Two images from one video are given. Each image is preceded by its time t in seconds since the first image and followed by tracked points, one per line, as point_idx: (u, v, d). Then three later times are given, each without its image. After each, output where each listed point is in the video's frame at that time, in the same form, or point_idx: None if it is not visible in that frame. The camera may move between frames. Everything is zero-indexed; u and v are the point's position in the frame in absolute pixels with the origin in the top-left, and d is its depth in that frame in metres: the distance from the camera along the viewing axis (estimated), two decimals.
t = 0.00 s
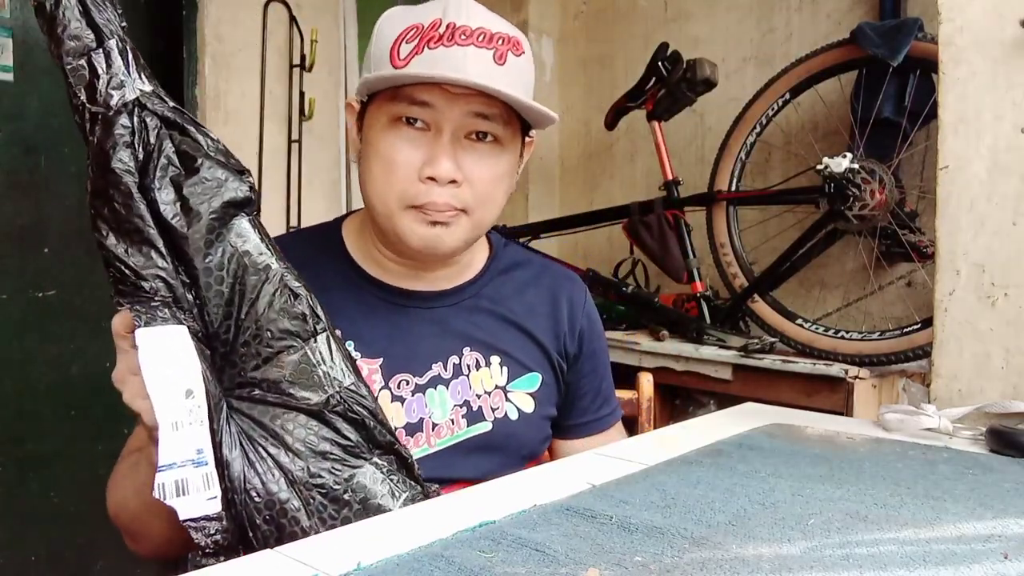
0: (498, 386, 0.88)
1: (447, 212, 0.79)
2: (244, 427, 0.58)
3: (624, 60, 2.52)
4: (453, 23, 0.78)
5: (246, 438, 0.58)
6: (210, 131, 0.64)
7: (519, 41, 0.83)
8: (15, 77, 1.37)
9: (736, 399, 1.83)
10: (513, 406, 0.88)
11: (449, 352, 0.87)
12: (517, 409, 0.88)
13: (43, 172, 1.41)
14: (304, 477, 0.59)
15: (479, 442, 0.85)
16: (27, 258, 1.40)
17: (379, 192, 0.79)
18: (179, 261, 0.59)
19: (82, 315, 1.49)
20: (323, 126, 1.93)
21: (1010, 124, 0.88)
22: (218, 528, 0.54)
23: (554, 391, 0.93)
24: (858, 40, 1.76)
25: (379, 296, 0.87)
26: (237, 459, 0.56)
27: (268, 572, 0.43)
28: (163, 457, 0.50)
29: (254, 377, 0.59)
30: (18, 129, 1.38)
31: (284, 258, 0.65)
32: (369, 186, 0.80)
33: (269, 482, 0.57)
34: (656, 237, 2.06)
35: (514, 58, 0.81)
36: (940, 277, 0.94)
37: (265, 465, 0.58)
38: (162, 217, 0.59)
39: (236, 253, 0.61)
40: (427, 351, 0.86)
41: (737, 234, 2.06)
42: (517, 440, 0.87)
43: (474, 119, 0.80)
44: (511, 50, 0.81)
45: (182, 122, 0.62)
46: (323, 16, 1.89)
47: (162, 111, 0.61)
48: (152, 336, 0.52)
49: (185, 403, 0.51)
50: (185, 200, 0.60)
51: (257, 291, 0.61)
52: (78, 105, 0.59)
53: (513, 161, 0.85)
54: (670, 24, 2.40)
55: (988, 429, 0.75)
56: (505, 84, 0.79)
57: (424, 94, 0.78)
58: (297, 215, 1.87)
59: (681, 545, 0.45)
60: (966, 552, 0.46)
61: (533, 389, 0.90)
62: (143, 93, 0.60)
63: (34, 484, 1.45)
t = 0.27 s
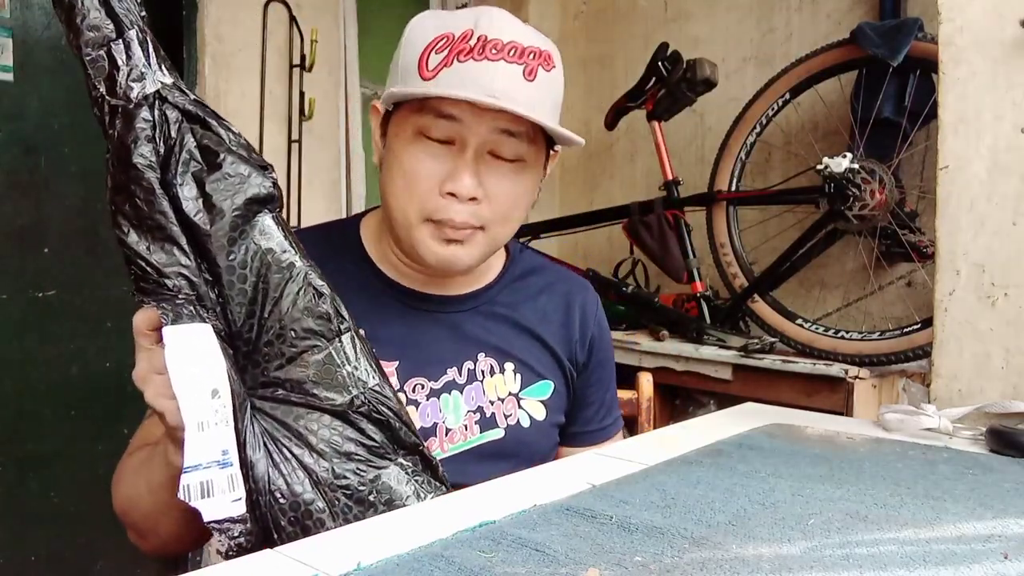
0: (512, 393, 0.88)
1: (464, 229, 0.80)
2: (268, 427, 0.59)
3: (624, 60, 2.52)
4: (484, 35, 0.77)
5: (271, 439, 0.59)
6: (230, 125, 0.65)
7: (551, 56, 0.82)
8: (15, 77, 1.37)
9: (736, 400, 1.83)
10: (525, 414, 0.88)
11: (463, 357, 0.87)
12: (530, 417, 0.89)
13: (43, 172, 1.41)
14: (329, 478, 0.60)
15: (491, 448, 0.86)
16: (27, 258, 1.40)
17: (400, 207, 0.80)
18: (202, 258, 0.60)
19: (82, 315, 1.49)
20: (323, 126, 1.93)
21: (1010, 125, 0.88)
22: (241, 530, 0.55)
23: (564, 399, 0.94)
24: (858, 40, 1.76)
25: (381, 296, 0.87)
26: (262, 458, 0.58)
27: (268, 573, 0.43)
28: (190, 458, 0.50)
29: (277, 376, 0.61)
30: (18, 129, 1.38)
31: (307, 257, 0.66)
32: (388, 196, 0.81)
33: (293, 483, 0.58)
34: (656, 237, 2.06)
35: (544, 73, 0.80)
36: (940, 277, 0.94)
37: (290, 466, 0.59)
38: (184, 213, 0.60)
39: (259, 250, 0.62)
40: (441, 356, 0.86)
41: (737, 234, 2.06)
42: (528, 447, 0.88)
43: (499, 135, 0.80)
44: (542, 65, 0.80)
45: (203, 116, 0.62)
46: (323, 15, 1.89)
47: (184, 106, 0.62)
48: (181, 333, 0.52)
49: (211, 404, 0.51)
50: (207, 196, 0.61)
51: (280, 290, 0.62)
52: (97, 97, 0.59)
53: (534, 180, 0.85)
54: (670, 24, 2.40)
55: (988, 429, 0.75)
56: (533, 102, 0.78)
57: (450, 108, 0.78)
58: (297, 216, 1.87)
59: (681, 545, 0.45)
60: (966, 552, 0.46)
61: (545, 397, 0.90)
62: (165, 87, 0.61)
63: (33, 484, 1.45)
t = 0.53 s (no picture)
0: (525, 405, 0.88)
1: (465, 223, 0.80)
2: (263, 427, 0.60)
3: (624, 60, 2.52)
4: (504, 28, 0.79)
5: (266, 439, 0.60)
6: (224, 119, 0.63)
7: (578, 55, 0.83)
8: (15, 77, 1.37)
9: (736, 400, 1.83)
10: (537, 428, 0.89)
11: (479, 364, 0.87)
12: (541, 431, 0.89)
13: (43, 172, 1.41)
14: (323, 477, 0.61)
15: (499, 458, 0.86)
16: (27, 258, 1.40)
17: (408, 193, 0.80)
18: (196, 257, 0.59)
19: (83, 315, 1.49)
20: (323, 126, 1.93)
21: (1010, 125, 0.88)
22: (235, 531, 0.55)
23: (582, 415, 0.94)
24: (858, 40, 1.76)
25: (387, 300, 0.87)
26: (257, 459, 0.59)
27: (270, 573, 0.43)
28: (182, 459, 0.51)
29: (273, 375, 0.61)
30: (17, 129, 1.38)
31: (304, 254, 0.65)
32: (401, 185, 0.81)
33: (288, 483, 0.60)
34: (656, 236, 2.06)
35: (565, 70, 0.80)
36: (940, 277, 0.94)
37: (286, 465, 0.60)
38: (179, 211, 0.58)
39: (255, 249, 0.61)
40: (457, 361, 0.86)
41: (737, 234, 2.06)
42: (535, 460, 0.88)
43: (508, 129, 0.79)
44: (564, 62, 0.80)
45: (196, 110, 0.61)
46: (323, 15, 1.89)
47: (176, 99, 0.60)
48: (172, 335, 0.52)
49: (204, 405, 0.51)
50: (201, 194, 0.60)
51: (277, 290, 0.62)
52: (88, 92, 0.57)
53: (547, 180, 0.84)
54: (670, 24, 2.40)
55: (988, 429, 0.75)
56: (548, 96, 0.78)
57: (458, 98, 0.78)
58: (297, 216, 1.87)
59: (681, 545, 0.45)
60: (966, 552, 0.46)
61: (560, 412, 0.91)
62: (157, 80, 0.59)
63: (33, 484, 1.45)
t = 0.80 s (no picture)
0: (525, 414, 0.88)
1: (472, 224, 0.79)
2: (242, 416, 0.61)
3: (624, 60, 2.53)
4: (519, 28, 0.78)
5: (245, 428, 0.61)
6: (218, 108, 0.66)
7: (596, 59, 0.81)
8: (15, 77, 1.37)
9: (736, 400, 1.83)
10: (536, 437, 0.88)
11: (482, 369, 0.87)
12: (541, 440, 0.88)
13: (43, 173, 1.41)
14: (300, 470, 0.62)
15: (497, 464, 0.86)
16: (27, 258, 1.40)
17: (416, 189, 0.81)
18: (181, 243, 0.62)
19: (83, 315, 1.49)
20: (323, 126, 1.93)
21: (1011, 124, 0.88)
22: (207, 520, 0.59)
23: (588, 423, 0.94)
24: (859, 40, 1.76)
25: (388, 303, 0.87)
26: (235, 447, 0.60)
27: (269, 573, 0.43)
28: (160, 444, 0.52)
29: (255, 366, 0.63)
30: (18, 129, 1.38)
31: (293, 245, 0.67)
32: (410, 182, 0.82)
33: (265, 473, 0.61)
34: (656, 236, 2.06)
35: (580, 74, 0.79)
36: (940, 277, 0.94)
37: (264, 456, 0.61)
38: (166, 197, 0.61)
39: (240, 238, 0.63)
40: (460, 365, 0.87)
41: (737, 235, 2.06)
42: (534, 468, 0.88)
43: (513, 131, 0.78)
44: (579, 65, 0.79)
45: (189, 97, 0.63)
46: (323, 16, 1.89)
47: (169, 85, 0.63)
48: (153, 322, 0.54)
49: (185, 392, 0.53)
50: (189, 180, 0.62)
51: (261, 280, 0.63)
52: (83, 76, 0.61)
53: (555, 185, 0.84)
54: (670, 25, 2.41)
55: (988, 430, 0.75)
56: (560, 100, 0.77)
57: (463, 97, 0.78)
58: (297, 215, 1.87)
59: (681, 545, 0.45)
60: (966, 552, 0.46)
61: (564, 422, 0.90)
62: (150, 66, 0.62)
63: (34, 483, 1.45)
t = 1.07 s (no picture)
0: (513, 405, 0.88)
1: (464, 219, 0.80)
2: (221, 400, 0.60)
3: (624, 60, 2.53)
4: (504, 24, 0.78)
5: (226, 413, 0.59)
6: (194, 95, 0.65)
7: (579, 52, 0.82)
8: (15, 77, 1.37)
9: (736, 400, 1.83)
10: (525, 428, 0.88)
11: (469, 361, 0.87)
12: (530, 431, 0.88)
13: (43, 172, 1.41)
14: (284, 453, 0.61)
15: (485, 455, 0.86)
16: (27, 258, 1.40)
17: (405, 185, 0.80)
18: (160, 228, 0.60)
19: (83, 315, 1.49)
20: (324, 126, 1.93)
21: (1010, 124, 0.88)
22: (194, 502, 0.58)
23: (574, 414, 0.94)
24: (859, 40, 1.76)
25: (383, 302, 0.87)
26: (217, 433, 0.58)
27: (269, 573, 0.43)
28: (146, 424, 0.52)
29: (235, 350, 0.61)
30: (18, 129, 1.38)
31: (271, 230, 0.66)
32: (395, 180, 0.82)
33: (249, 457, 0.59)
34: (655, 236, 2.06)
35: (565, 67, 0.80)
36: (940, 277, 0.94)
37: (248, 439, 0.60)
38: (144, 182, 0.60)
39: (220, 222, 0.62)
40: (447, 358, 0.86)
41: (737, 234, 2.06)
42: (526, 460, 0.87)
43: (502, 125, 0.78)
44: (564, 59, 0.80)
45: (164, 83, 0.62)
46: (323, 16, 1.89)
47: (144, 71, 0.62)
48: (139, 302, 0.54)
49: (170, 371, 0.53)
50: (168, 164, 0.61)
51: (239, 264, 0.62)
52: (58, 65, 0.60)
53: (544, 180, 0.84)
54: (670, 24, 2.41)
55: (988, 429, 0.75)
56: (546, 93, 0.77)
57: (450, 93, 0.78)
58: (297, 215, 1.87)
59: (681, 545, 0.45)
60: (966, 552, 0.46)
61: (552, 412, 0.90)
62: (126, 53, 0.61)
63: (34, 484, 1.45)
